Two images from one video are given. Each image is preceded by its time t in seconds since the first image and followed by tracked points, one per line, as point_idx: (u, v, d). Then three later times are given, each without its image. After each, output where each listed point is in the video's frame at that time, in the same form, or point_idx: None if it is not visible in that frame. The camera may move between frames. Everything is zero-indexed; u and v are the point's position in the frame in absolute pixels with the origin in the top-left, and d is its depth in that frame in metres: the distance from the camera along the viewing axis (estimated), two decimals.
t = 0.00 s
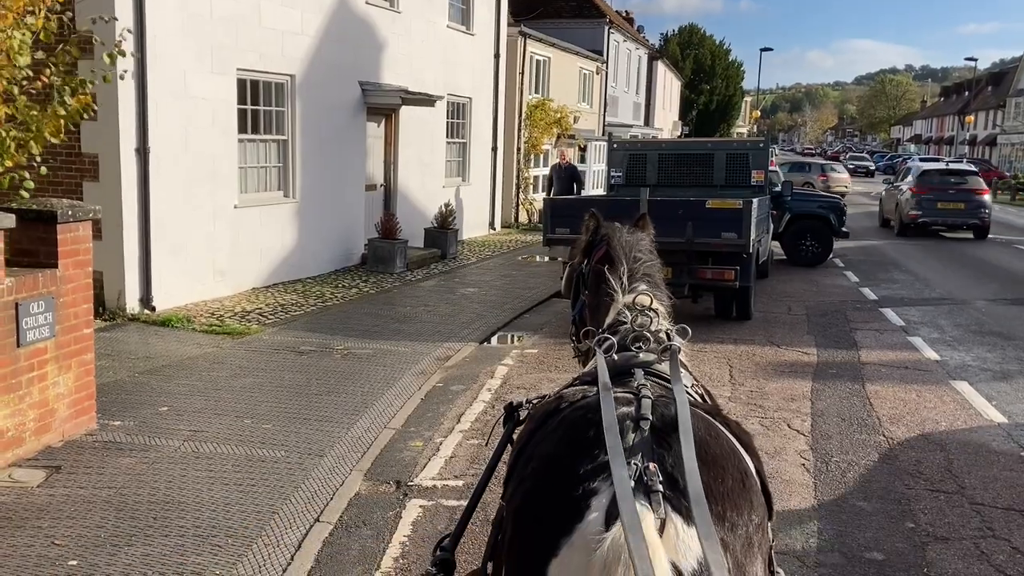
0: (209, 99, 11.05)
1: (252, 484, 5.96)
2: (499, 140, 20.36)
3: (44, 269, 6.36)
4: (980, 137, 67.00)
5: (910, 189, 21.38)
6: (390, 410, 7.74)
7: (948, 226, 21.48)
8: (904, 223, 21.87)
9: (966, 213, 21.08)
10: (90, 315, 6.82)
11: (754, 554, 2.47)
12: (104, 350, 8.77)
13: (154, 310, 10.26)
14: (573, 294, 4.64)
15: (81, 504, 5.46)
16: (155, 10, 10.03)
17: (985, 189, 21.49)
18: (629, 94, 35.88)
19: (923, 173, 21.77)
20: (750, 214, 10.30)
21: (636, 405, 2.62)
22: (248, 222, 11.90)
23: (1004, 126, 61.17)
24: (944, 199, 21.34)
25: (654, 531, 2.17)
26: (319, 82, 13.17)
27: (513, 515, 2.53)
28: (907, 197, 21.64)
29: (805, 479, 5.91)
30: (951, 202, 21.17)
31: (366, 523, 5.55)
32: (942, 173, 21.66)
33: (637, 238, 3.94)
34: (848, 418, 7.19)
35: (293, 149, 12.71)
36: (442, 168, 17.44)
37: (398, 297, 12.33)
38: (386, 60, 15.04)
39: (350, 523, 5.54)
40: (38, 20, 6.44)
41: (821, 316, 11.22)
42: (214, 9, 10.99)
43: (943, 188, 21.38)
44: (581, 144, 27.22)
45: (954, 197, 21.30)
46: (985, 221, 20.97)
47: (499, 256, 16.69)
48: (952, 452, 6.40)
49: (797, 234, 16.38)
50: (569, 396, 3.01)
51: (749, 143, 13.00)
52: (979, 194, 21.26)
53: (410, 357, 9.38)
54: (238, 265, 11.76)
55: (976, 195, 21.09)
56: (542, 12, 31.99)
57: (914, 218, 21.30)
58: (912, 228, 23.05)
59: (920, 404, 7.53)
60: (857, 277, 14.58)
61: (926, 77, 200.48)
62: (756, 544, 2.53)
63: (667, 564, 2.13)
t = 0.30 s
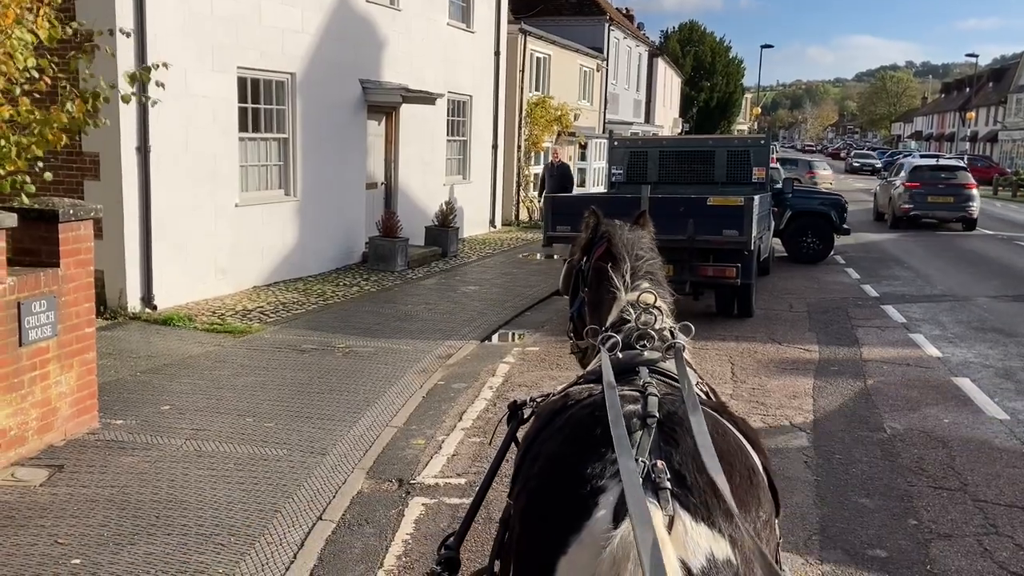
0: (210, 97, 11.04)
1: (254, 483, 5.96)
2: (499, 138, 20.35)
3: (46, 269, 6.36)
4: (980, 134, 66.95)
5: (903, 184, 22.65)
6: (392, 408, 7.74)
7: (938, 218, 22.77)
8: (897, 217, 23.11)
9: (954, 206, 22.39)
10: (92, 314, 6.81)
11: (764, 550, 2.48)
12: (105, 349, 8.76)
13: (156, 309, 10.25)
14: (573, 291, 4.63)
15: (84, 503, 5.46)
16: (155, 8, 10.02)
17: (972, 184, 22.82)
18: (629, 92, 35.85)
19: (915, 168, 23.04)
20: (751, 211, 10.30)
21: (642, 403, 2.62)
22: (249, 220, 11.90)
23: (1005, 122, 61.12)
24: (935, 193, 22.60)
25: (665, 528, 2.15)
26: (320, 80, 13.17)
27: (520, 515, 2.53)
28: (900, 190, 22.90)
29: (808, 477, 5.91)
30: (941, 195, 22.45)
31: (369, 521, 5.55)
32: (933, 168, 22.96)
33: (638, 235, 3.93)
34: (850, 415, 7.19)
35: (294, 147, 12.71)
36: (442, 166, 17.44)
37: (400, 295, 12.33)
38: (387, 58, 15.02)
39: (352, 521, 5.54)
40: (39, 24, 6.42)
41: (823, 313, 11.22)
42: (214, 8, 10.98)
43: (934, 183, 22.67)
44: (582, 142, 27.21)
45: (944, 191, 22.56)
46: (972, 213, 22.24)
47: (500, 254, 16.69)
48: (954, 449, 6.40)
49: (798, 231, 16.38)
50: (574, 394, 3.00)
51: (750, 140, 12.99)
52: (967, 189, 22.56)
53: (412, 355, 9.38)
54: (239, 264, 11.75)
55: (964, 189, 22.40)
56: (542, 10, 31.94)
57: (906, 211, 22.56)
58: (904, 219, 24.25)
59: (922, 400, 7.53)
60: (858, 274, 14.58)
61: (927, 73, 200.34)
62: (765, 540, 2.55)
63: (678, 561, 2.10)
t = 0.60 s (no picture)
0: (209, 96, 11.03)
1: (256, 481, 5.96)
2: (499, 136, 20.34)
3: (46, 268, 6.36)
4: (979, 131, 66.96)
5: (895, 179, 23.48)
6: (394, 406, 7.75)
7: (928, 212, 23.53)
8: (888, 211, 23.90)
9: (943, 200, 23.15)
10: (93, 314, 6.81)
11: (770, 547, 2.49)
12: (105, 348, 8.77)
13: (156, 308, 10.25)
14: (573, 289, 4.63)
15: (85, 502, 5.46)
16: (154, 7, 10.01)
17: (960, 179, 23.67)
18: (629, 89, 35.86)
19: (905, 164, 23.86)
20: (751, 209, 10.30)
21: (647, 401, 2.62)
22: (249, 219, 11.89)
23: (1004, 119, 61.13)
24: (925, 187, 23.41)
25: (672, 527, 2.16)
26: (319, 79, 13.16)
27: (524, 515, 2.53)
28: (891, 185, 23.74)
29: (809, 474, 5.91)
30: (931, 189, 23.21)
31: (371, 520, 5.55)
32: (923, 164, 23.80)
33: (639, 234, 3.93)
34: (850, 412, 7.19)
35: (293, 145, 12.70)
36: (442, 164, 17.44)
37: (400, 294, 12.32)
38: (386, 56, 15.01)
39: (354, 520, 5.54)
40: (36, 24, 6.34)
41: (823, 310, 11.22)
42: (213, 6, 10.97)
43: (924, 178, 23.47)
44: (581, 140, 27.20)
45: (934, 186, 23.35)
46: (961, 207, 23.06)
47: (500, 252, 16.69)
48: (955, 446, 6.40)
49: (797, 229, 16.39)
50: (578, 392, 3.00)
51: (750, 137, 12.99)
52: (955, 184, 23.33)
53: (413, 354, 9.37)
54: (238, 263, 11.75)
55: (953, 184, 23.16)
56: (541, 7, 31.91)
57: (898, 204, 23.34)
58: (896, 214, 24.99)
59: (923, 398, 7.54)
60: (858, 271, 14.59)
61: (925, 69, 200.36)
62: (770, 538, 2.56)
63: (685, 561, 2.12)
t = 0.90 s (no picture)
0: (206, 94, 11.01)
1: (254, 479, 5.95)
2: (495, 134, 20.33)
3: (43, 266, 6.35)
4: (976, 128, 67.06)
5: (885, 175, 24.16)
6: (392, 404, 7.75)
7: (917, 206, 24.21)
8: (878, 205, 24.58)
9: (931, 194, 23.90)
10: (90, 312, 6.80)
11: (768, 543, 2.49)
12: (102, 347, 8.76)
13: (153, 306, 10.25)
14: (571, 285, 4.63)
15: (83, 500, 5.45)
16: (150, 5, 9.99)
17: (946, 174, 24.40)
18: (625, 87, 35.86)
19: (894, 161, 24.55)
20: (748, 206, 10.30)
21: (645, 396, 2.61)
22: (246, 217, 11.87)
23: (1001, 116, 61.23)
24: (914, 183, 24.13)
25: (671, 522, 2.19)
26: (316, 77, 13.14)
27: (522, 511, 2.53)
28: (881, 180, 24.46)
29: (806, 471, 5.92)
30: (919, 184, 23.96)
31: (369, 517, 5.56)
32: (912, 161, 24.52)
33: (637, 230, 3.93)
34: (848, 409, 7.20)
35: (290, 144, 12.69)
36: (439, 162, 17.43)
37: (398, 292, 12.32)
38: (382, 54, 14.99)
39: (352, 517, 5.55)
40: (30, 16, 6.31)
41: (820, 307, 11.24)
42: (209, 4, 10.94)
43: (912, 173, 24.21)
44: (578, 137, 27.20)
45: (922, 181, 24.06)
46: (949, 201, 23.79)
47: (497, 250, 16.69)
48: (953, 442, 6.41)
49: (794, 226, 16.40)
50: (576, 388, 2.99)
51: (747, 135, 13.00)
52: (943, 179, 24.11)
53: (410, 352, 9.37)
54: (235, 262, 11.74)
55: (941, 179, 23.97)
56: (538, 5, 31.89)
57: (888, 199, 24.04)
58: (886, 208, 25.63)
59: (920, 394, 7.55)
60: (854, 268, 14.61)
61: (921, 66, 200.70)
62: (768, 534, 2.54)
63: (683, 556, 2.16)
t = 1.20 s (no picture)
0: (200, 92, 10.98)
1: (249, 478, 5.94)
2: (490, 132, 20.32)
3: (37, 265, 6.33)
4: (969, 125, 67.25)
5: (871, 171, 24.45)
6: (387, 402, 7.74)
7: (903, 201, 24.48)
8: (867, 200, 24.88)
9: (917, 190, 24.15)
10: (84, 311, 6.79)
11: (761, 539, 2.49)
12: (97, 346, 8.73)
13: (148, 305, 10.22)
14: (567, 282, 4.62)
15: (78, 499, 5.44)
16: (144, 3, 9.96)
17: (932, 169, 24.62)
18: (620, 85, 35.85)
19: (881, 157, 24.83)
20: (743, 204, 10.31)
21: (640, 392, 2.62)
22: (240, 216, 11.85)
23: (994, 114, 61.43)
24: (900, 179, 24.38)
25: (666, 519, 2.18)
26: (310, 75, 13.12)
27: (517, 505, 2.53)
28: (868, 176, 24.66)
29: (801, 468, 5.92)
30: (905, 180, 24.22)
31: (364, 515, 5.55)
32: (899, 158, 24.73)
33: (633, 227, 3.93)
34: (843, 406, 7.21)
35: (284, 142, 12.67)
36: (434, 160, 17.41)
37: (393, 290, 12.30)
38: (377, 52, 14.97)
39: (348, 515, 5.54)
40: (23, 12, 6.22)
41: (815, 305, 11.26)
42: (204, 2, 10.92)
43: (898, 170, 24.41)
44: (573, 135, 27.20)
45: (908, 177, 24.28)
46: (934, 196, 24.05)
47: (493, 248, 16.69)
48: (948, 438, 6.43)
49: (789, 223, 16.42)
50: (571, 384, 2.99)
51: (742, 132, 13.01)
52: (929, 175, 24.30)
53: (405, 350, 9.36)
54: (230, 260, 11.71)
55: (926, 175, 24.16)
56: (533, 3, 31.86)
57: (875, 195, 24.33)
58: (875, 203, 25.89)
59: (914, 390, 7.57)
60: (849, 265, 14.64)
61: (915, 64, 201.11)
62: (762, 530, 2.54)
63: (677, 553, 2.16)
